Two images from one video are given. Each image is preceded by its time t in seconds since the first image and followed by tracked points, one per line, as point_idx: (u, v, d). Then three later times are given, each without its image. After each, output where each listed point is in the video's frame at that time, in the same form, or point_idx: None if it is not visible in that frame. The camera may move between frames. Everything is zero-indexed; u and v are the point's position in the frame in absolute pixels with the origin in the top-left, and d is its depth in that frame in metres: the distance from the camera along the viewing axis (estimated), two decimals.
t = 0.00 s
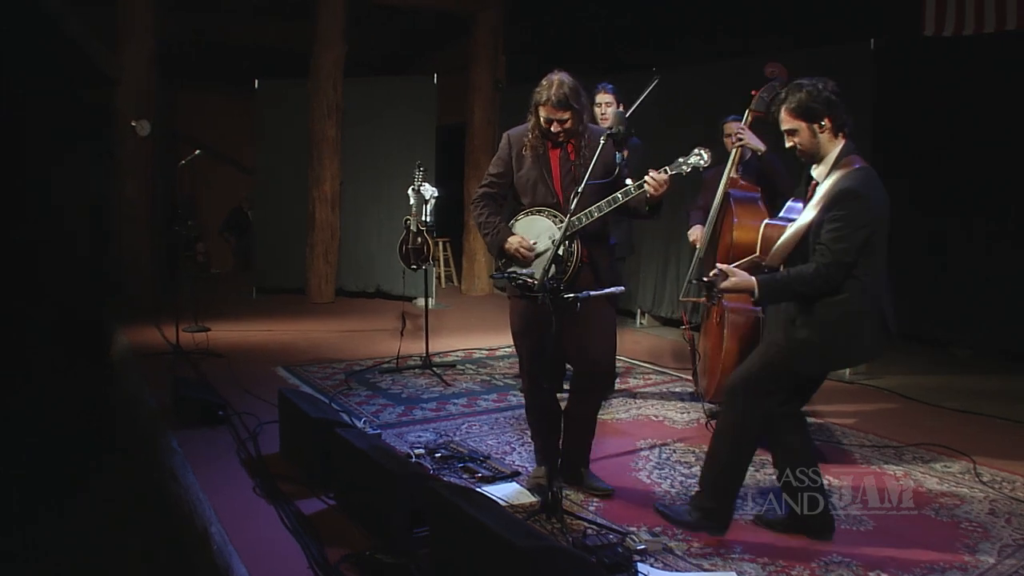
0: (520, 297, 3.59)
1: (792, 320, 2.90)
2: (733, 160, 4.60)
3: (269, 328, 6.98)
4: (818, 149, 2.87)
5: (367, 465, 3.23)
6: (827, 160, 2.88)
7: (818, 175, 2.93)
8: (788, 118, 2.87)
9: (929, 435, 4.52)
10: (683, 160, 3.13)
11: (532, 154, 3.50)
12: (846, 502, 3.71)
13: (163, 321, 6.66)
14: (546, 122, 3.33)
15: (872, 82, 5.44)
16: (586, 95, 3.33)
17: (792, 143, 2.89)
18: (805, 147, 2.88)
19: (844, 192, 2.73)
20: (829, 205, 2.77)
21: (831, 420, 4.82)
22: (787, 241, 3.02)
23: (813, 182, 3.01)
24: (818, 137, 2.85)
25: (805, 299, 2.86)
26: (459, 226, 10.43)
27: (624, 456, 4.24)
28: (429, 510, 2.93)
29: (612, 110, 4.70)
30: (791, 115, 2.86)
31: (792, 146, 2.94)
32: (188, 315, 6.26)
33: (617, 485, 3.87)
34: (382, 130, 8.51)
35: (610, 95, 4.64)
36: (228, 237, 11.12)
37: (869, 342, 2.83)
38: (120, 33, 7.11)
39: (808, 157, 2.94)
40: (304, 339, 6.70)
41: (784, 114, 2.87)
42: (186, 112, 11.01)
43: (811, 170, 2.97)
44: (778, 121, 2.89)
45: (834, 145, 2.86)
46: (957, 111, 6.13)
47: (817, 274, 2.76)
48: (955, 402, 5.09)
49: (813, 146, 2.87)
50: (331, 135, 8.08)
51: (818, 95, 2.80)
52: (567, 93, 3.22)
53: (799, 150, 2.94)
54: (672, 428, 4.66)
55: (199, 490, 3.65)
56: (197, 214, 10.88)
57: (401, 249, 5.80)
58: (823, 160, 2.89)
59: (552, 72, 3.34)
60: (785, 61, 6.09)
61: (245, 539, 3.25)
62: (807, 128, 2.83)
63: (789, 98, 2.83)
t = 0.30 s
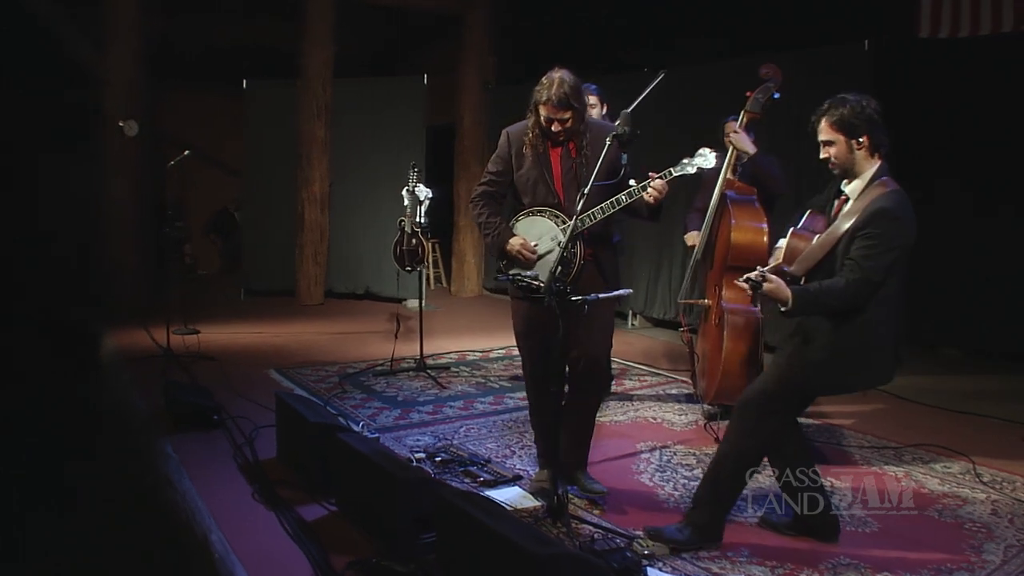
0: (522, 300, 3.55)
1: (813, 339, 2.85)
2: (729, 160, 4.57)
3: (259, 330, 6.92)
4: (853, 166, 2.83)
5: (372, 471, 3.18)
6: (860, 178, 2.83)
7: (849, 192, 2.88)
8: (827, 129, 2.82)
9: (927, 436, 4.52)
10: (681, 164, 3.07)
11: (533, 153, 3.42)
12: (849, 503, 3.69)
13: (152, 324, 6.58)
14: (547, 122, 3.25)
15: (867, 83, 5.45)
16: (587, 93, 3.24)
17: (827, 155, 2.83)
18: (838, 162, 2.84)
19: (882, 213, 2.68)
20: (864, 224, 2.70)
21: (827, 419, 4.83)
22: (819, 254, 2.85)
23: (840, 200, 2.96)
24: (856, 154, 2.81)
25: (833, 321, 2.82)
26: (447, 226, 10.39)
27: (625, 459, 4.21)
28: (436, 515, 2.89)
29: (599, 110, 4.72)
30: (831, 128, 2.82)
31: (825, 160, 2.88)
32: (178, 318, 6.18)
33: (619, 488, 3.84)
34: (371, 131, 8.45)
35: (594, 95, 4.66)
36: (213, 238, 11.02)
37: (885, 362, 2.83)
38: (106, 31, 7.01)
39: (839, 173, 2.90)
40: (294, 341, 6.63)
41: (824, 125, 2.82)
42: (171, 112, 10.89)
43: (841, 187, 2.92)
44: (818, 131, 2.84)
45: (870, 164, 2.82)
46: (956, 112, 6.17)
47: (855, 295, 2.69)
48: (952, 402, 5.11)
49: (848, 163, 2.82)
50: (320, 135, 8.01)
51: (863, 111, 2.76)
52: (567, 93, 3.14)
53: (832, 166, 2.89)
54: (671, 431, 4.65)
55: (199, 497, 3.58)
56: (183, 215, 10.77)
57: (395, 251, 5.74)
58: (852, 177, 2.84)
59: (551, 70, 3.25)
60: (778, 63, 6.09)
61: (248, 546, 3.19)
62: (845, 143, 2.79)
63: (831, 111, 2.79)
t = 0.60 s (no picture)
0: (527, 301, 3.54)
1: (854, 322, 2.79)
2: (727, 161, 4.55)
3: (249, 332, 6.85)
4: (892, 142, 2.79)
5: (376, 476, 3.13)
6: (898, 155, 2.80)
7: (887, 169, 2.85)
8: (870, 104, 2.79)
9: (924, 436, 4.53)
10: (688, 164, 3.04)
11: (539, 152, 3.40)
12: (852, 503, 3.67)
13: (140, 326, 6.49)
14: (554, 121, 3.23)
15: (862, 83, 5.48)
16: (595, 92, 3.22)
17: (867, 128, 2.80)
18: (877, 139, 2.80)
19: (926, 188, 2.65)
20: (908, 200, 2.67)
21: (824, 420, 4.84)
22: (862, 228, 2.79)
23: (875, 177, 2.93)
24: (896, 131, 2.77)
25: (876, 302, 2.74)
26: (436, 228, 10.35)
27: (625, 460, 4.18)
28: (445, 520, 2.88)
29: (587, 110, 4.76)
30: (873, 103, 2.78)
31: (864, 134, 2.85)
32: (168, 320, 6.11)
33: (622, 490, 3.81)
34: (359, 132, 8.39)
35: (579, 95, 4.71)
36: (199, 240, 10.92)
37: (921, 344, 2.78)
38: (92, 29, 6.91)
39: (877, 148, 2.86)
40: (285, 344, 6.56)
41: (868, 99, 2.79)
42: (155, 113, 10.78)
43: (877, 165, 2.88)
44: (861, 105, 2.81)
45: (910, 142, 2.79)
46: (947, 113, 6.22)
47: (906, 273, 2.64)
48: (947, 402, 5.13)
49: (887, 138, 2.79)
50: (309, 135, 7.95)
51: (908, 87, 2.73)
52: (575, 91, 3.12)
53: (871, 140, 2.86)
54: (670, 432, 4.64)
55: (197, 504, 3.52)
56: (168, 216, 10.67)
57: (389, 252, 5.70)
58: (892, 154, 2.81)
59: (559, 69, 3.24)
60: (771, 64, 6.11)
61: (250, 554, 3.13)
62: (886, 118, 2.76)
63: (876, 85, 2.76)
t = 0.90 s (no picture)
0: (530, 303, 3.51)
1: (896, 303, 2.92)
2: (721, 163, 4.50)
3: (238, 335, 6.77)
4: (943, 135, 2.85)
5: (382, 480, 3.10)
6: (949, 148, 2.86)
7: (938, 162, 2.91)
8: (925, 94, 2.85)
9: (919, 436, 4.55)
10: (696, 168, 3.12)
11: (546, 153, 3.41)
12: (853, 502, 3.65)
13: (127, 330, 6.40)
14: (563, 121, 3.26)
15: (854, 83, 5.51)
16: (603, 92, 3.26)
17: (920, 120, 2.86)
18: (930, 129, 2.86)
19: (968, 175, 2.73)
20: (949, 186, 2.76)
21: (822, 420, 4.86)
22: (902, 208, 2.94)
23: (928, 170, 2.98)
24: (948, 123, 2.83)
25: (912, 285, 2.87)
26: (423, 229, 10.30)
27: (626, 463, 4.17)
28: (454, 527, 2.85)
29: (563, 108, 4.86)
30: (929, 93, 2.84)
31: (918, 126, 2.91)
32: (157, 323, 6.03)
33: (624, 492, 3.80)
34: (346, 133, 8.33)
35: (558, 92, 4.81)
36: (182, 242, 10.81)
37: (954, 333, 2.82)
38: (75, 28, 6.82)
39: (930, 141, 2.91)
40: (274, 347, 6.50)
41: (924, 88, 2.85)
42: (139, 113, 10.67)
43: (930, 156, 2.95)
44: (916, 93, 2.87)
45: (962, 136, 2.84)
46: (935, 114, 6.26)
47: (937, 254, 2.73)
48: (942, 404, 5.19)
49: (939, 130, 2.84)
50: (296, 135, 7.89)
51: (962, 80, 2.79)
52: (584, 91, 3.16)
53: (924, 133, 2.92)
54: (668, 434, 4.64)
55: (196, 511, 3.45)
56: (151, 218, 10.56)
57: (381, 254, 5.65)
58: (943, 146, 2.87)
59: (567, 70, 3.28)
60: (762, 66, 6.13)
61: (252, 561, 3.09)
62: (938, 109, 2.81)
63: (931, 79, 2.82)
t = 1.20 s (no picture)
0: (531, 307, 3.49)
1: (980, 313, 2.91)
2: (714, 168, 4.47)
3: (225, 339, 6.70)
4: (1005, 141, 2.91)
5: (384, 485, 3.07)
6: (1013, 155, 2.92)
7: (1001, 170, 2.96)
8: (986, 102, 2.92)
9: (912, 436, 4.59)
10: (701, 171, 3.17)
11: (547, 156, 3.41)
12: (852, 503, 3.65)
13: (112, 334, 6.32)
14: (565, 124, 3.26)
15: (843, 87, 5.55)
16: (605, 94, 3.26)
17: (983, 126, 2.93)
18: (993, 137, 2.93)
19: None
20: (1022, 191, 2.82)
21: (815, 422, 4.88)
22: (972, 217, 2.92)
23: (989, 180, 3.04)
24: (1012, 129, 2.89)
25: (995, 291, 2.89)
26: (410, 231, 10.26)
27: (624, 466, 4.16)
28: (460, 533, 2.82)
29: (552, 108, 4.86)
30: (990, 101, 2.92)
31: (980, 133, 2.98)
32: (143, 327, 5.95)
33: (624, 495, 3.78)
34: (332, 135, 8.27)
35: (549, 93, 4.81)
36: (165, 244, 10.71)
37: None
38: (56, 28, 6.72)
39: (992, 149, 2.98)
40: (262, 350, 6.44)
41: (985, 97, 2.92)
42: (120, 113, 10.56)
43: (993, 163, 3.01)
44: (977, 103, 2.95)
45: None
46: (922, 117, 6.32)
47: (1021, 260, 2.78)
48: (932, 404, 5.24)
49: (1002, 135, 2.91)
50: (282, 137, 7.82)
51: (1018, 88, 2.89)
52: (587, 93, 3.15)
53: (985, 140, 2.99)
54: (664, 436, 4.64)
55: (192, 518, 3.40)
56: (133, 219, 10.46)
57: (372, 257, 5.60)
58: (1006, 153, 2.94)
59: (568, 73, 3.28)
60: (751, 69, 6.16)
61: (251, 569, 3.04)
62: (1001, 117, 2.89)
63: (992, 86, 2.91)
